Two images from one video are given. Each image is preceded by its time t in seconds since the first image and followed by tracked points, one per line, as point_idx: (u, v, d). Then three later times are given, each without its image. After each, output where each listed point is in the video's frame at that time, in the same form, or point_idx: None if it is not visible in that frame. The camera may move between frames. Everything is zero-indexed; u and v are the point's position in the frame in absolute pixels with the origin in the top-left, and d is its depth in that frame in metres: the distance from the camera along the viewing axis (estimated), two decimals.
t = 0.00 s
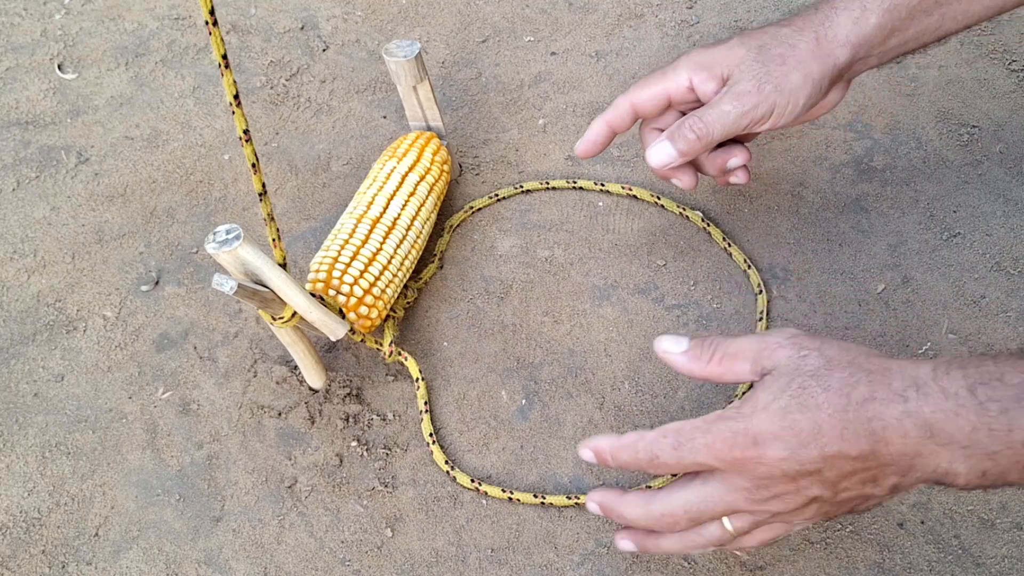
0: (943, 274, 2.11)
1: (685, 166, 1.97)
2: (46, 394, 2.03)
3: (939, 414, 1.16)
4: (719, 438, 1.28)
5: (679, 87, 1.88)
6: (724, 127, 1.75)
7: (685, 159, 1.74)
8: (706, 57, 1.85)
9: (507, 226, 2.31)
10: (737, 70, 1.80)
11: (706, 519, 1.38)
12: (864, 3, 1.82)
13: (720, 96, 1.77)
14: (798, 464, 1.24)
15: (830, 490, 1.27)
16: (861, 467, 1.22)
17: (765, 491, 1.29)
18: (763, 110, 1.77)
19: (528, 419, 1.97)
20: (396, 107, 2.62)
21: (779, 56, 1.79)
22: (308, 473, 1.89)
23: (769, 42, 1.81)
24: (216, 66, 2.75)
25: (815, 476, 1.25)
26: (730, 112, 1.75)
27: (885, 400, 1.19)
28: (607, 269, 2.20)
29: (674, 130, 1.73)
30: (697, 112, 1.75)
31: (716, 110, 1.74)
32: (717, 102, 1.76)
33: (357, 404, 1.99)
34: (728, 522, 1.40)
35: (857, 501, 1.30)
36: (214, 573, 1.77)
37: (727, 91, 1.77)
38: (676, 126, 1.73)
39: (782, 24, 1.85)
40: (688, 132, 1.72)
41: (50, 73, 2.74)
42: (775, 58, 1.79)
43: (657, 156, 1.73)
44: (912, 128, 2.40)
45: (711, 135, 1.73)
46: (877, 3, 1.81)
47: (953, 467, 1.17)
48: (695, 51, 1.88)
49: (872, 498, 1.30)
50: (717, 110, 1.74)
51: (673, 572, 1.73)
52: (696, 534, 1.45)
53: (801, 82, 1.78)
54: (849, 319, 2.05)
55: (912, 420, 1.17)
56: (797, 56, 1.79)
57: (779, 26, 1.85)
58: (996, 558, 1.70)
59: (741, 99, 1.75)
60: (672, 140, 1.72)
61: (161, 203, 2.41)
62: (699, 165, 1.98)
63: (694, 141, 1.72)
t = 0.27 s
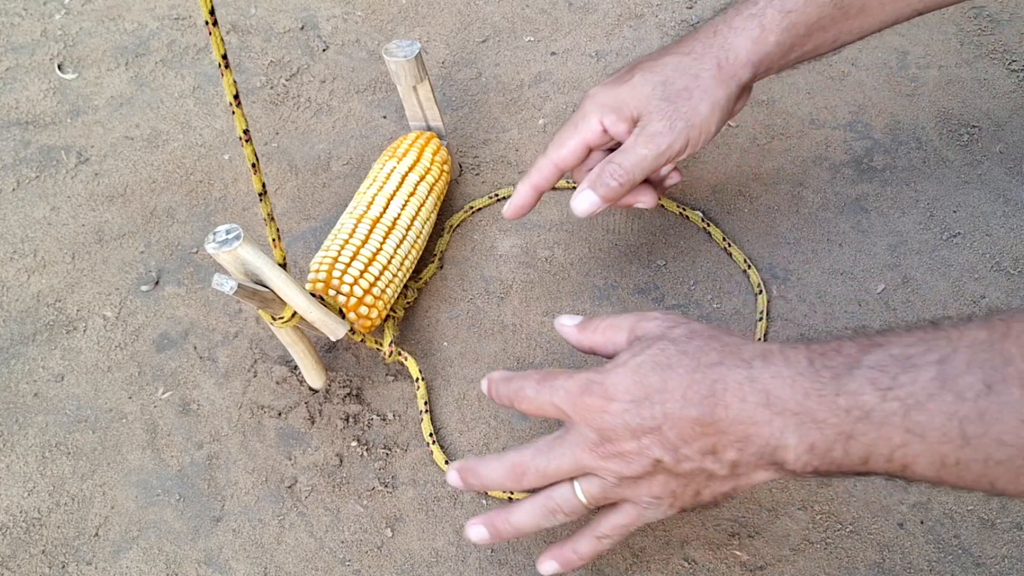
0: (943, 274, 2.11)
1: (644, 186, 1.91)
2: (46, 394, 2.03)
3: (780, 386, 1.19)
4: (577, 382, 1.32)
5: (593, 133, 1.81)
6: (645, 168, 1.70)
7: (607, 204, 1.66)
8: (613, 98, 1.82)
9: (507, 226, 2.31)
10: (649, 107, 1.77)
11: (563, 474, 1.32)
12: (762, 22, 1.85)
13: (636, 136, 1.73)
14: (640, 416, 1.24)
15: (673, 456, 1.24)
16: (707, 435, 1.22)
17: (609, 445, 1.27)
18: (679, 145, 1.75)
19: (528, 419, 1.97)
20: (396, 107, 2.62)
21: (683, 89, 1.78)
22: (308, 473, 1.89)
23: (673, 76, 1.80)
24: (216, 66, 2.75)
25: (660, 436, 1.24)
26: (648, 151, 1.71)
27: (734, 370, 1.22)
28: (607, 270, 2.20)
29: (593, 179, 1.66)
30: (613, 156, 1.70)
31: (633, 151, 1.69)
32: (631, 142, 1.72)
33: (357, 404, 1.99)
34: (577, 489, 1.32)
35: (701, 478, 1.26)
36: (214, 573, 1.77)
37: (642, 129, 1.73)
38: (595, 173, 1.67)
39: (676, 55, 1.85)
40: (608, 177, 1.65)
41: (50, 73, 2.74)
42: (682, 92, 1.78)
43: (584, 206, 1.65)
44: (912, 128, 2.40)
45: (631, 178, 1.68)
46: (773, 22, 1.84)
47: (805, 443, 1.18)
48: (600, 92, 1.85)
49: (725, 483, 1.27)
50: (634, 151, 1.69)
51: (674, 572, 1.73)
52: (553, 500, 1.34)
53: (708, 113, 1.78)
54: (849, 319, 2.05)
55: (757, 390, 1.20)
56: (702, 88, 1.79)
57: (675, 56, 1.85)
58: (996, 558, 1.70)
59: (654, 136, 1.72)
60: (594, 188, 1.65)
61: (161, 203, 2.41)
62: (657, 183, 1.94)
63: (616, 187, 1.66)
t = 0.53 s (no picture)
0: (943, 274, 2.11)
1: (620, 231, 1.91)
2: (46, 394, 2.03)
3: (697, 374, 1.38)
4: (523, 371, 1.53)
5: (552, 194, 1.84)
6: (612, 228, 1.78)
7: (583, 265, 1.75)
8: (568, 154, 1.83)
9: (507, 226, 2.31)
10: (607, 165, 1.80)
11: (495, 457, 1.51)
12: (709, 61, 1.88)
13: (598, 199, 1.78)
14: (570, 400, 1.44)
15: (594, 442, 1.41)
16: (628, 420, 1.40)
17: (539, 428, 1.46)
18: (641, 199, 1.82)
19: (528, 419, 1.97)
20: (396, 107, 2.62)
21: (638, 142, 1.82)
22: (308, 473, 1.89)
23: (627, 129, 1.82)
24: (216, 66, 2.75)
25: (585, 420, 1.42)
26: (612, 212, 1.77)
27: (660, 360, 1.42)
28: (607, 270, 2.20)
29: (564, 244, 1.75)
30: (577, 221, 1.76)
31: (598, 215, 1.76)
32: (593, 205, 1.78)
33: (356, 404, 1.99)
34: (508, 474, 1.51)
35: (618, 470, 1.42)
36: (214, 573, 1.77)
37: (604, 189, 1.79)
38: (565, 239, 1.74)
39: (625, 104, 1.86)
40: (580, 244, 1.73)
41: (50, 73, 2.74)
42: (637, 146, 1.82)
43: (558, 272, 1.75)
44: (912, 128, 2.40)
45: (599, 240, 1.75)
46: (720, 60, 1.88)
47: (714, 427, 1.35)
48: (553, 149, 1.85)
49: (642, 478, 1.42)
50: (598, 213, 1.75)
51: (673, 572, 1.73)
52: (483, 479, 1.54)
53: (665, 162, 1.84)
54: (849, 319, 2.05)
55: (677, 377, 1.39)
56: (657, 138, 1.83)
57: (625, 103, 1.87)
58: (996, 558, 1.70)
59: (616, 195, 1.78)
60: (567, 254, 1.73)
61: (161, 203, 2.41)
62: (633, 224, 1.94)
63: (588, 250, 1.73)
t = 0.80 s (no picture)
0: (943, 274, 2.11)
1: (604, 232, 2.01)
2: (46, 394, 2.03)
3: (650, 388, 1.44)
4: (485, 394, 1.59)
5: (535, 202, 1.90)
6: (596, 233, 1.86)
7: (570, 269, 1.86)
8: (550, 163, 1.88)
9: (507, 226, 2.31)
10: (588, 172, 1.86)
11: (459, 480, 1.55)
12: (684, 64, 1.90)
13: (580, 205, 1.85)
14: (530, 419, 1.49)
15: (553, 461, 1.46)
16: (584, 434, 1.45)
17: (501, 449, 1.51)
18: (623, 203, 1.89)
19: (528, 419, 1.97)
20: (396, 107, 2.62)
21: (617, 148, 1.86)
22: (308, 473, 1.89)
23: (605, 138, 1.86)
24: (216, 66, 2.75)
25: (545, 437, 1.47)
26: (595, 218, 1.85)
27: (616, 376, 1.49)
28: (607, 270, 2.20)
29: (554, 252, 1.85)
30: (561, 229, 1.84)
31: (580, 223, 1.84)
32: (575, 212, 1.85)
33: (356, 404, 1.99)
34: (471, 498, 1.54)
35: (577, 489, 1.46)
36: (214, 573, 1.77)
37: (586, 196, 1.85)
38: (551, 247, 1.83)
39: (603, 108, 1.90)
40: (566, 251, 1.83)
41: (50, 74, 2.74)
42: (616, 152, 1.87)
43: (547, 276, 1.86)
44: (912, 128, 2.40)
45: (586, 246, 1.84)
46: (696, 62, 1.90)
47: (665, 440, 1.39)
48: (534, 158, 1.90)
49: (600, 496, 1.46)
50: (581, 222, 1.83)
51: (674, 572, 1.73)
52: (447, 503, 1.57)
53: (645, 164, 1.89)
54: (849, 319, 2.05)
55: (631, 392, 1.44)
56: (635, 144, 1.87)
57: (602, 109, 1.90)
58: (996, 558, 1.70)
59: (597, 201, 1.85)
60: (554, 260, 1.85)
61: (161, 203, 2.41)
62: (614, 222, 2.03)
63: (575, 256, 1.84)
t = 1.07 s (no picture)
0: (943, 274, 2.11)
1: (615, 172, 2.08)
2: (46, 394, 2.03)
3: (617, 471, 1.46)
4: (449, 507, 1.62)
5: (545, 148, 1.97)
6: (602, 178, 1.97)
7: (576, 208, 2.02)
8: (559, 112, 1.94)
9: (507, 226, 2.31)
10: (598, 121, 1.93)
11: None
12: (687, 18, 1.95)
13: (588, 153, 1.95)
14: (499, 524, 1.52)
15: (535, 562, 1.49)
16: (560, 529, 1.46)
17: (478, 560, 1.55)
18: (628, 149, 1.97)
19: (528, 418, 1.97)
20: (396, 107, 2.62)
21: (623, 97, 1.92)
22: (308, 473, 1.89)
23: (611, 88, 1.92)
24: (216, 66, 2.75)
25: (520, 539, 1.50)
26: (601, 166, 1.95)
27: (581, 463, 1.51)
28: (607, 270, 2.20)
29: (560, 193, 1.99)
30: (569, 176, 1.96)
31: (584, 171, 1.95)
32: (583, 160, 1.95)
33: (356, 404, 1.99)
34: None
35: None
36: (214, 573, 1.78)
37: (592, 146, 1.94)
38: (561, 191, 1.97)
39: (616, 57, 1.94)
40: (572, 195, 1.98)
41: (51, 73, 2.74)
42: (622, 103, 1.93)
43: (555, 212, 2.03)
44: (912, 128, 2.40)
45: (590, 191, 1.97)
46: (699, 15, 1.95)
47: (643, 520, 1.40)
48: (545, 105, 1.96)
49: None
50: (587, 168, 1.94)
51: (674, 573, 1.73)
52: None
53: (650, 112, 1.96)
54: (849, 319, 2.05)
55: (599, 476, 1.46)
56: (642, 93, 1.93)
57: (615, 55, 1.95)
58: (996, 558, 1.70)
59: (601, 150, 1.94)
60: (562, 203, 2.00)
61: (161, 203, 2.41)
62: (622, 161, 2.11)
63: (580, 199, 1.99)
